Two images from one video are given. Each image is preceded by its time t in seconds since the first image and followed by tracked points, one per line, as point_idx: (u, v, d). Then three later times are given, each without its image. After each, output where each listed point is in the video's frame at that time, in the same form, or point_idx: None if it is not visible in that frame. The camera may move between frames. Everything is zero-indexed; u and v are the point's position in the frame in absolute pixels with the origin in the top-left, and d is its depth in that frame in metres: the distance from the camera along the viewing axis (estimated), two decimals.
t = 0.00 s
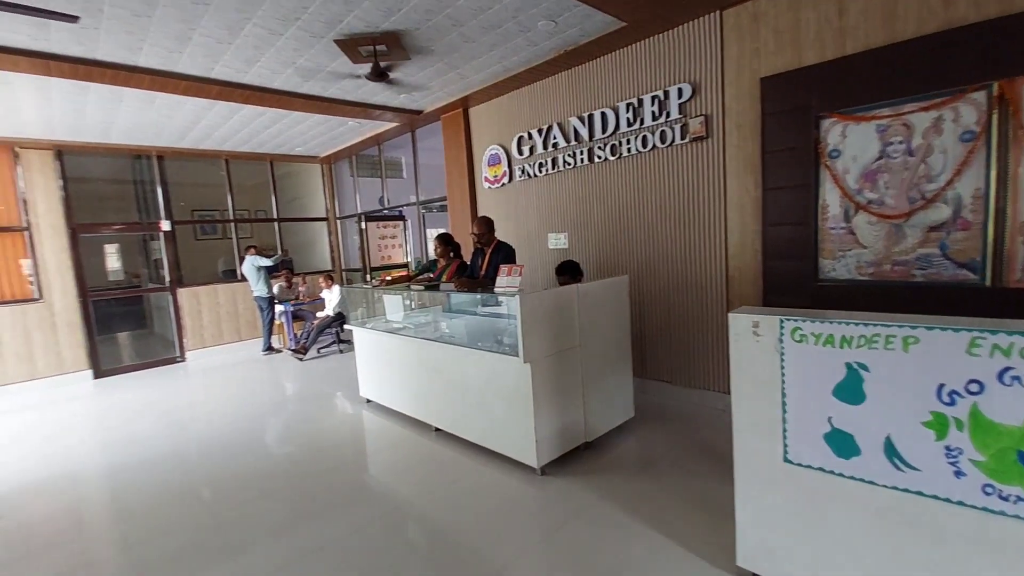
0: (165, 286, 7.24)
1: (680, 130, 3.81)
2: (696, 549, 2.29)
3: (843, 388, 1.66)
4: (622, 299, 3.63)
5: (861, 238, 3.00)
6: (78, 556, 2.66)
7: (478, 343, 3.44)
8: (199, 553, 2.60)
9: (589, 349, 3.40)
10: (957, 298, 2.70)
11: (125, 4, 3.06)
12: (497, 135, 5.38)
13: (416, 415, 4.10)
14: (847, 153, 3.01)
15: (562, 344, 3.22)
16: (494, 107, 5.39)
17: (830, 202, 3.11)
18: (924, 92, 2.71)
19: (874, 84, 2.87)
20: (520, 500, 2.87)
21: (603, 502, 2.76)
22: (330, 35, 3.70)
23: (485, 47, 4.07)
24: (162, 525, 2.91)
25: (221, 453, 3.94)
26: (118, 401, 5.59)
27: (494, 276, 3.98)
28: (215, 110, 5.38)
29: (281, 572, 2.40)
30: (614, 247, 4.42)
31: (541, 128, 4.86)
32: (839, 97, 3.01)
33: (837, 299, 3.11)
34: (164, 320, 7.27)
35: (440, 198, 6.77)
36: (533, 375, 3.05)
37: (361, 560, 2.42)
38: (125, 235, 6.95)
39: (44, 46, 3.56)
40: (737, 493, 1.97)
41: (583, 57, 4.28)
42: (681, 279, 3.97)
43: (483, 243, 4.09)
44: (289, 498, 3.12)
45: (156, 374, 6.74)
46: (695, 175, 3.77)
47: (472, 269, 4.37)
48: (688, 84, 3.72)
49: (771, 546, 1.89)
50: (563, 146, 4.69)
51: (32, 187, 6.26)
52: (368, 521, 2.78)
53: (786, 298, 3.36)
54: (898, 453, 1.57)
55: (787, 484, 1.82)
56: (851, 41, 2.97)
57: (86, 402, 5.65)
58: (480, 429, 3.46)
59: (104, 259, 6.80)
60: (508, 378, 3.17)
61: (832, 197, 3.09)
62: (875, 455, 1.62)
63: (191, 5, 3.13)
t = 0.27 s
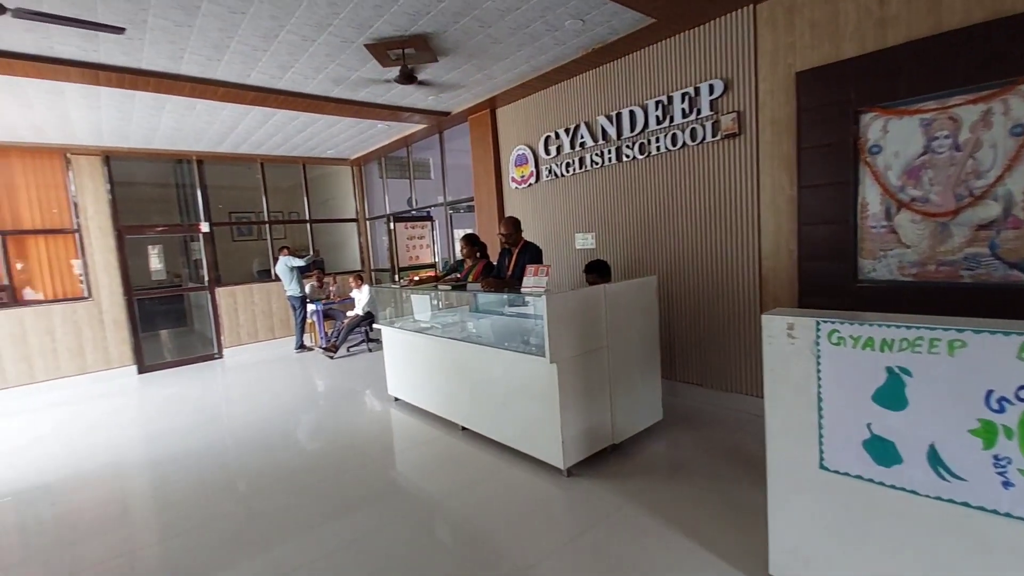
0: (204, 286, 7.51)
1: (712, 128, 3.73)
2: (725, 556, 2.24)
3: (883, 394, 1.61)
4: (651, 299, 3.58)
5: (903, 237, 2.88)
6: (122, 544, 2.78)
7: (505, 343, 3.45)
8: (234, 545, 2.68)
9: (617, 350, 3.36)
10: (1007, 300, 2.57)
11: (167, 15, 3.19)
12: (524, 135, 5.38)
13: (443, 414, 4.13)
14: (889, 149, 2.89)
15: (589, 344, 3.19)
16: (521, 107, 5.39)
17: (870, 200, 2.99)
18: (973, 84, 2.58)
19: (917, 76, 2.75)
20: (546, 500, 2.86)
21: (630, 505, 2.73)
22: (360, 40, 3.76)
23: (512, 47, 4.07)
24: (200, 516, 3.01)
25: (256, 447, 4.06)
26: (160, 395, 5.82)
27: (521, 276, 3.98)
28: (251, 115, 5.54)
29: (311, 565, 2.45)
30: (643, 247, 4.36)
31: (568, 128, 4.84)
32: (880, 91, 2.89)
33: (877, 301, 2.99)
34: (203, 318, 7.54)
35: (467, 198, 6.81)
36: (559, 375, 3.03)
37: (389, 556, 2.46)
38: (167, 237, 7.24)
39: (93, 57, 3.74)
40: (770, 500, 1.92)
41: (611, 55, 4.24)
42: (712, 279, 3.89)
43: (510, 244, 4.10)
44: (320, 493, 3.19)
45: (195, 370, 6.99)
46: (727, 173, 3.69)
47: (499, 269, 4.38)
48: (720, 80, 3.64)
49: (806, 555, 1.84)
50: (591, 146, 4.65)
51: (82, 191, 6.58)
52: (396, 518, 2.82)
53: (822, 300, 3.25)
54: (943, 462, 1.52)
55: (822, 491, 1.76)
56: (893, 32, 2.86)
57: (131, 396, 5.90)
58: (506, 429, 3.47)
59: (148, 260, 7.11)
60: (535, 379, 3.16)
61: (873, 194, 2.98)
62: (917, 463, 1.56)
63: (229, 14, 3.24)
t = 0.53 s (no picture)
0: (237, 287, 7.74)
1: (742, 126, 3.66)
2: (756, 565, 2.19)
3: (925, 402, 1.58)
4: (678, 301, 3.53)
5: (945, 238, 2.77)
6: (160, 535, 2.89)
7: (530, 345, 3.44)
8: (264, 540, 2.75)
9: (643, 353, 3.32)
10: None
11: (204, 26, 3.30)
12: (549, 136, 5.37)
13: (468, 415, 4.16)
14: (930, 146, 2.78)
15: (614, 347, 3.16)
16: (546, 108, 5.38)
17: (910, 199, 2.88)
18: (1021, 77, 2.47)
19: (960, 70, 2.65)
20: (571, 503, 2.85)
21: (657, 511, 2.69)
22: (388, 45, 3.82)
23: (537, 49, 4.07)
24: (233, 511, 3.10)
25: (286, 444, 4.16)
26: (195, 393, 6.03)
27: (546, 278, 3.97)
28: (283, 121, 5.70)
29: (339, 562, 2.50)
30: (670, 249, 4.30)
31: (594, 128, 4.81)
32: (920, 86, 2.79)
33: (917, 304, 2.88)
34: (237, 318, 7.78)
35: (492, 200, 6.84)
36: (584, 378, 3.01)
37: (415, 555, 2.48)
38: (203, 239, 7.50)
39: (135, 67, 3.90)
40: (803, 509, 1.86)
41: (637, 54, 4.20)
42: (742, 281, 3.81)
43: (536, 245, 4.10)
44: (347, 491, 3.24)
45: (229, 368, 7.22)
46: (758, 173, 3.61)
47: (524, 270, 4.39)
48: (751, 78, 3.57)
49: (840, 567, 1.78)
50: (617, 146, 4.61)
51: (125, 196, 6.86)
52: (421, 517, 2.84)
53: (857, 302, 3.14)
54: (987, 473, 1.48)
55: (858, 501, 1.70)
56: (934, 24, 2.75)
57: (169, 393, 6.12)
58: (530, 431, 3.46)
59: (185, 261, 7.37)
60: (560, 381, 3.15)
61: (913, 193, 2.87)
62: (960, 474, 1.53)
63: (262, 23, 3.33)
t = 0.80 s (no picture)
0: (266, 286, 7.93)
1: (771, 124, 3.58)
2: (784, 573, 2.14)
3: (964, 407, 1.56)
4: (704, 302, 3.47)
5: (987, 238, 2.66)
6: (192, 526, 2.98)
7: (552, 345, 3.43)
8: (292, 533, 2.81)
9: (668, 355, 3.28)
10: None
11: (236, 32, 3.40)
12: (573, 136, 5.35)
13: (490, 414, 4.17)
14: (972, 142, 2.67)
15: (638, 348, 3.13)
16: (569, 108, 5.36)
17: (950, 197, 2.78)
18: None
19: (1004, 64, 2.55)
20: (594, 505, 2.83)
21: (681, 514, 2.66)
22: (413, 48, 3.87)
23: (562, 49, 4.06)
24: (262, 504, 3.18)
25: (312, 440, 4.24)
26: (226, 389, 6.19)
27: (570, 278, 3.96)
28: (310, 123, 5.81)
29: (364, 557, 2.54)
30: (696, 249, 4.24)
31: (618, 128, 4.77)
32: (960, 80, 2.69)
33: (956, 307, 2.78)
34: (265, 316, 7.97)
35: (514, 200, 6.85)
36: (608, 379, 2.99)
37: (438, 552, 2.51)
38: (233, 239, 7.70)
39: (171, 73, 4.04)
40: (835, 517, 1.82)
41: (663, 52, 4.16)
42: (771, 282, 3.72)
43: (559, 245, 4.08)
44: (372, 487, 3.29)
45: (258, 365, 7.40)
46: (788, 171, 3.53)
47: (547, 271, 4.38)
48: (780, 74, 3.49)
49: None
50: (641, 146, 4.57)
51: (161, 197, 7.09)
52: (444, 515, 2.87)
53: (892, 305, 3.04)
54: None
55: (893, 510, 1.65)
56: (976, 16, 2.64)
57: (200, 389, 6.31)
58: (553, 431, 3.46)
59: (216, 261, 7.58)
60: (583, 382, 3.13)
61: (953, 192, 2.76)
62: (1001, 483, 1.50)
63: (291, 29, 3.41)
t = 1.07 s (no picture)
0: (289, 286, 8.08)
1: (797, 124, 3.51)
2: None
3: (1000, 416, 1.51)
4: (727, 305, 3.42)
5: None
6: (218, 520, 3.05)
7: (572, 347, 3.42)
8: (314, 529, 2.86)
9: (689, 358, 3.24)
10: None
11: (263, 39, 3.47)
12: (593, 137, 5.33)
13: (509, 415, 4.18)
14: (1008, 141, 2.59)
15: (659, 351, 3.10)
16: (590, 109, 5.34)
17: (985, 199, 2.70)
18: None
19: None
20: (613, 509, 2.82)
21: (702, 520, 2.63)
22: (434, 51, 3.90)
23: (583, 50, 4.05)
24: (284, 500, 3.24)
25: (333, 439, 4.31)
26: (250, 387, 6.33)
27: (590, 280, 3.95)
28: (333, 126, 5.91)
29: (384, 555, 2.56)
30: (719, 251, 4.18)
31: (639, 129, 4.74)
32: (996, 77, 2.61)
33: (991, 312, 2.69)
34: (288, 316, 8.11)
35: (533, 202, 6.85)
36: (628, 382, 2.96)
37: (458, 552, 2.52)
38: (258, 240, 7.86)
39: (200, 80, 4.15)
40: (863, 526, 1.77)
41: (685, 52, 4.12)
42: (797, 284, 3.65)
43: (579, 247, 4.07)
44: (391, 486, 3.33)
45: (281, 364, 7.54)
46: (815, 172, 3.45)
47: (566, 272, 4.37)
48: (807, 73, 3.42)
49: None
50: (663, 147, 4.53)
51: (189, 199, 7.28)
52: (463, 515, 2.88)
53: (924, 309, 2.96)
54: None
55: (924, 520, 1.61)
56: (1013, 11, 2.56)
57: (225, 387, 6.46)
58: (572, 434, 3.44)
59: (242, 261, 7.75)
60: (603, 384, 3.11)
61: (988, 193, 2.68)
62: None
63: (316, 35, 3.48)
